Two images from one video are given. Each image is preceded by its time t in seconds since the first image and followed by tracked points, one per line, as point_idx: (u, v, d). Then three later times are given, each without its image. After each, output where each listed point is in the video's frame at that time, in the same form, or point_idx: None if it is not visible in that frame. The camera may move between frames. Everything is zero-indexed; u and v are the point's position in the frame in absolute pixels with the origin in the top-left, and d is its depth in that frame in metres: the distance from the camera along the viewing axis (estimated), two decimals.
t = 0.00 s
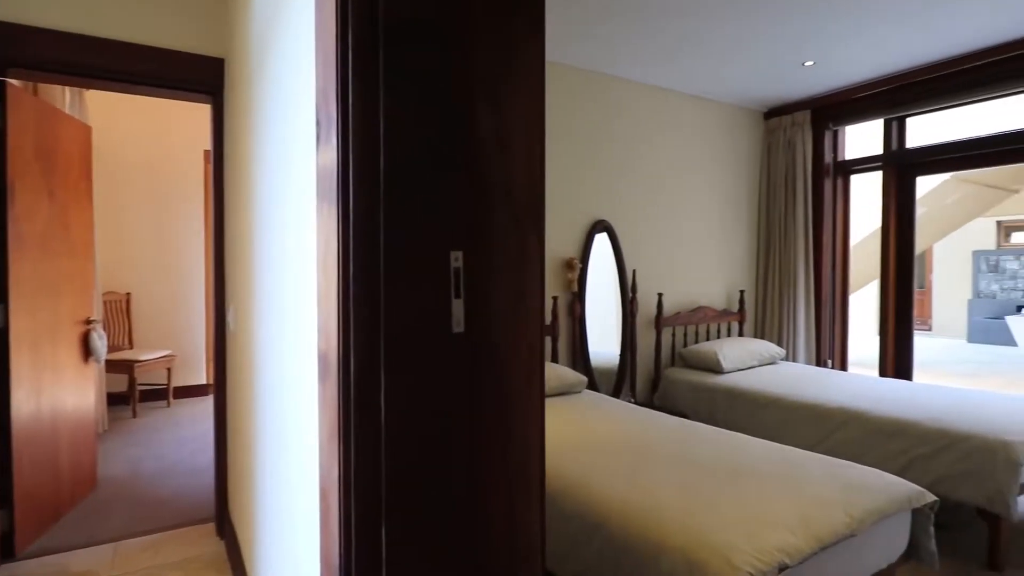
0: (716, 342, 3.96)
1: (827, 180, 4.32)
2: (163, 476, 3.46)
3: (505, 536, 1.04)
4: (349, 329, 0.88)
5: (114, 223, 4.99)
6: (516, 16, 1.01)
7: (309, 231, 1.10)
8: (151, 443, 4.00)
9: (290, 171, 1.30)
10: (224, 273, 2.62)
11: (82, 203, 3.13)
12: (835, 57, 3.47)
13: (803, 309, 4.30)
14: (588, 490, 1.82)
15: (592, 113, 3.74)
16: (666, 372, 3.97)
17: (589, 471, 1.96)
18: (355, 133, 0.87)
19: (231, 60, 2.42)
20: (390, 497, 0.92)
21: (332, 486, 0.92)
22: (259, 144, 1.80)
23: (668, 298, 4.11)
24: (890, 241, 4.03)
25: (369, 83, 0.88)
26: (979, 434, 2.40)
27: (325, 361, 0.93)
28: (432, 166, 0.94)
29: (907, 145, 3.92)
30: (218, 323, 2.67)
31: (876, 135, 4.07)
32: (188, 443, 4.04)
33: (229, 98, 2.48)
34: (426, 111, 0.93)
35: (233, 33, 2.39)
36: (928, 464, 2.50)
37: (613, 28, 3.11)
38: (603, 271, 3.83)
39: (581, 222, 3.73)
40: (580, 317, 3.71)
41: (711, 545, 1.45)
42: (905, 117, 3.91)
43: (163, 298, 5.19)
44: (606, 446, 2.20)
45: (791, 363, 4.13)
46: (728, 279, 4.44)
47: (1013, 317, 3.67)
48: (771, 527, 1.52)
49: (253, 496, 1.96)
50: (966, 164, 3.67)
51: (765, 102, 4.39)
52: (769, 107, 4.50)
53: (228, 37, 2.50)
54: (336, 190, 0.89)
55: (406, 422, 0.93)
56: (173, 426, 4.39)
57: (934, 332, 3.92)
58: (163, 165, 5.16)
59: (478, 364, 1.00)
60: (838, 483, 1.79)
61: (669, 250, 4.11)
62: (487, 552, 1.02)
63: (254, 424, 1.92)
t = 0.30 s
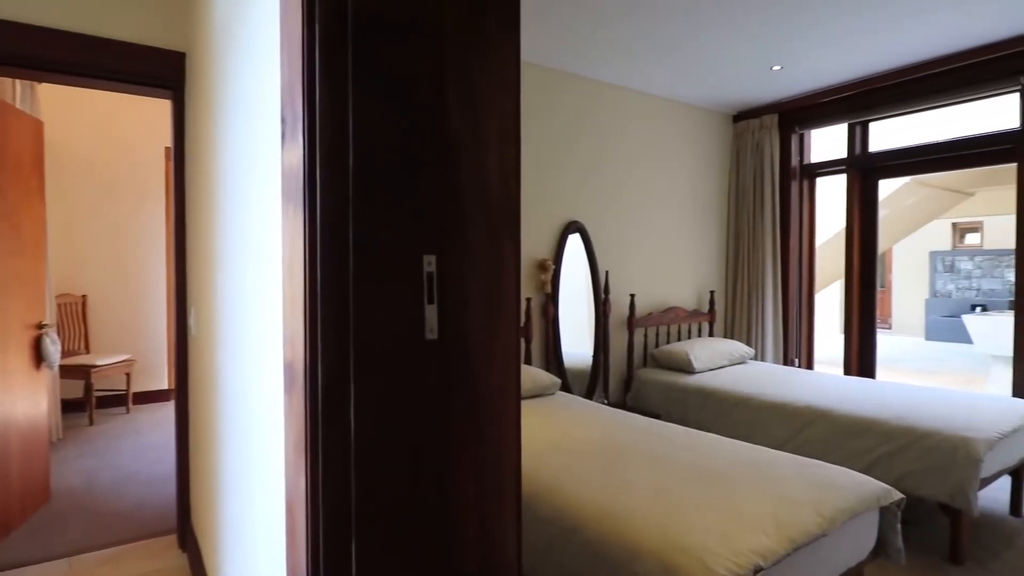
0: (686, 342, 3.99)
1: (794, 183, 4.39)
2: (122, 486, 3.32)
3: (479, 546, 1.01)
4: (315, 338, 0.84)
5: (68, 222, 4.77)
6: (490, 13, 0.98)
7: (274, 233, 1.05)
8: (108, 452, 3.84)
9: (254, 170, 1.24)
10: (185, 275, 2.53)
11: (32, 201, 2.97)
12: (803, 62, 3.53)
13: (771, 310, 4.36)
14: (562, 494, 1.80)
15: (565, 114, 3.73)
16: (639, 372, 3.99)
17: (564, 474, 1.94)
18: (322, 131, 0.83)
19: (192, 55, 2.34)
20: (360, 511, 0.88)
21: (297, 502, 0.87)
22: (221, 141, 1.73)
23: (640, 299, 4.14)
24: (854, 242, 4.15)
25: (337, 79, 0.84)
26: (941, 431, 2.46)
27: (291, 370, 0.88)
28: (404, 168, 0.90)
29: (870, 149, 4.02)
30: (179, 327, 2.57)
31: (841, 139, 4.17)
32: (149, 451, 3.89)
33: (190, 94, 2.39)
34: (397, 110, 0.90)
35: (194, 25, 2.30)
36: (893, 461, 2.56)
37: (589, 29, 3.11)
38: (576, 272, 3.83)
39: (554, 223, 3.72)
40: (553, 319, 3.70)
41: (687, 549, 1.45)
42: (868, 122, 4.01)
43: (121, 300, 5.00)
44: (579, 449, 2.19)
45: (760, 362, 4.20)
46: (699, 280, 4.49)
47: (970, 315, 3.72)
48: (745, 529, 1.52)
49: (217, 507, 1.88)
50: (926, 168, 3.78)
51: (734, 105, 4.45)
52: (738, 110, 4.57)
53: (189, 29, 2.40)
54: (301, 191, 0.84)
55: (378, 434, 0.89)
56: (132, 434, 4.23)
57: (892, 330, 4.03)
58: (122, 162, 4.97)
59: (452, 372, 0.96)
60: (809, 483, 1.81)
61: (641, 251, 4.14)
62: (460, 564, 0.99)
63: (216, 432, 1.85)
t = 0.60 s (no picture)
0: (659, 342, 4.02)
1: (763, 185, 4.46)
2: (77, 497, 3.17)
3: (451, 557, 0.97)
4: (277, 346, 0.79)
5: (20, 221, 4.56)
6: (460, 9, 0.95)
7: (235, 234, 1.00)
8: (63, 461, 3.68)
9: (214, 168, 1.19)
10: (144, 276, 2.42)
11: None
12: (771, 66, 3.58)
13: (740, 310, 4.42)
14: (536, 498, 1.78)
15: (537, 114, 3.72)
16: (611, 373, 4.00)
17: (538, 478, 1.92)
18: (282, 129, 0.79)
19: (152, 47, 2.24)
20: (324, 526, 0.83)
21: (258, 519, 0.83)
22: (180, 137, 1.65)
23: (613, 299, 4.15)
24: (820, 243, 4.23)
25: (300, 73, 0.80)
26: (906, 429, 2.52)
27: (251, 380, 0.84)
28: (371, 166, 0.86)
29: (835, 152, 4.11)
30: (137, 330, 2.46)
31: (807, 143, 4.25)
32: (106, 459, 3.74)
33: (148, 88, 2.30)
34: (364, 106, 0.86)
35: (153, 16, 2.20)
36: (859, 459, 2.61)
37: (564, 30, 3.09)
38: (548, 273, 3.81)
39: (527, 224, 3.70)
40: (526, 320, 3.67)
41: (662, 552, 1.44)
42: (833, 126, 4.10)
43: (78, 302, 4.80)
44: (554, 452, 2.17)
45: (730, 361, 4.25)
46: (671, 280, 4.53)
47: (929, 314, 3.80)
48: (719, 531, 1.53)
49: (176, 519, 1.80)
50: (889, 171, 3.89)
51: (704, 108, 4.50)
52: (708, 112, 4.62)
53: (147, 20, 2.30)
54: (261, 191, 0.80)
55: (345, 445, 0.85)
56: (88, 442, 4.06)
57: (854, 329, 4.14)
58: (79, 158, 4.77)
59: (422, 378, 0.93)
60: (781, 483, 1.82)
61: (614, 251, 4.15)
62: None
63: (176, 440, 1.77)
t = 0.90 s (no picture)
0: (632, 342, 4.04)
1: (731, 186, 4.52)
2: (27, 510, 3.01)
3: (423, 568, 0.94)
4: (236, 354, 0.75)
5: None
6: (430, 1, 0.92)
7: (191, 234, 0.95)
8: (11, 472, 3.49)
9: (170, 164, 1.13)
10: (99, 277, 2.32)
11: None
12: (739, 69, 3.63)
13: (710, 310, 4.48)
14: (509, 502, 1.76)
15: (509, 114, 3.70)
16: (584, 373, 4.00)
17: (511, 482, 1.89)
18: (241, 122, 0.75)
19: (106, 38, 2.14)
20: (288, 540, 0.79)
21: (216, 534, 0.78)
22: (135, 131, 1.58)
23: (585, 300, 4.15)
24: (787, 244, 4.32)
25: (260, 64, 0.76)
26: (871, 426, 2.57)
27: (209, 388, 0.79)
28: (337, 162, 0.83)
29: (800, 154, 4.20)
30: (91, 334, 2.35)
31: (774, 146, 4.33)
32: (59, 469, 3.56)
33: (103, 81, 2.19)
34: (329, 100, 0.82)
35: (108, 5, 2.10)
36: (826, 456, 2.65)
37: (537, 28, 3.07)
38: (521, 273, 3.79)
39: (499, 224, 3.67)
40: (499, 320, 3.64)
41: (636, 555, 1.43)
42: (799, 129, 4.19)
43: (30, 305, 4.59)
44: (526, 454, 2.15)
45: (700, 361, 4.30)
46: (642, 281, 4.56)
47: (888, 313, 3.86)
48: (693, 532, 1.52)
49: (132, 533, 1.72)
50: (852, 174, 3.98)
51: (674, 110, 4.54)
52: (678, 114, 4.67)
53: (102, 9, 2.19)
54: (219, 188, 0.76)
55: (306, 458, 0.80)
56: (40, 451, 3.86)
57: (818, 327, 4.23)
58: (32, 154, 4.55)
59: (392, 386, 0.89)
60: (752, 483, 1.83)
61: (586, 252, 4.16)
62: None
63: (132, 450, 1.69)
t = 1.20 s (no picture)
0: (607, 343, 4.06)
1: (703, 187, 4.57)
2: None
3: None
4: (191, 362, 0.71)
5: None
6: None
7: (145, 234, 0.90)
8: None
9: (124, 159, 1.07)
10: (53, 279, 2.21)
11: None
12: (710, 71, 3.66)
13: (682, 310, 4.52)
14: (483, 507, 1.73)
15: (482, 113, 3.67)
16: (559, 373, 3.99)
17: (485, 486, 1.86)
18: (197, 117, 0.70)
19: (59, 27, 2.04)
20: (249, 559, 0.75)
21: (171, 554, 0.74)
22: (89, 125, 1.50)
23: (560, 300, 4.15)
24: (757, 245, 4.38)
25: (217, 56, 0.71)
26: (839, 424, 2.61)
27: (163, 399, 0.74)
28: (302, 160, 0.78)
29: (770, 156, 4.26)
30: (45, 338, 2.24)
31: (744, 148, 4.39)
32: (10, 479, 3.39)
33: (57, 74, 2.09)
34: (293, 95, 0.78)
35: None
36: (796, 454, 2.69)
37: (512, 26, 3.03)
38: (495, 274, 3.76)
39: (473, 224, 3.64)
40: (472, 322, 3.61)
41: (611, 559, 1.41)
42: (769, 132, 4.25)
43: None
44: (500, 457, 2.12)
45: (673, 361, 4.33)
46: (616, 281, 4.58)
47: (854, 312, 3.97)
48: (668, 535, 1.51)
49: (87, 547, 1.63)
50: (820, 176, 4.05)
51: (647, 111, 4.57)
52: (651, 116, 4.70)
53: None
54: (173, 187, 0.71)
55: (268, 470, 0.76)
56: None
57: (787, 326, 4.30)
58: None
59: (361, 394, 0.86)
60: (727, 483, 1.83)
61: (561, 252, 4.15)
62: None
63: (87, 460, 1.60)
